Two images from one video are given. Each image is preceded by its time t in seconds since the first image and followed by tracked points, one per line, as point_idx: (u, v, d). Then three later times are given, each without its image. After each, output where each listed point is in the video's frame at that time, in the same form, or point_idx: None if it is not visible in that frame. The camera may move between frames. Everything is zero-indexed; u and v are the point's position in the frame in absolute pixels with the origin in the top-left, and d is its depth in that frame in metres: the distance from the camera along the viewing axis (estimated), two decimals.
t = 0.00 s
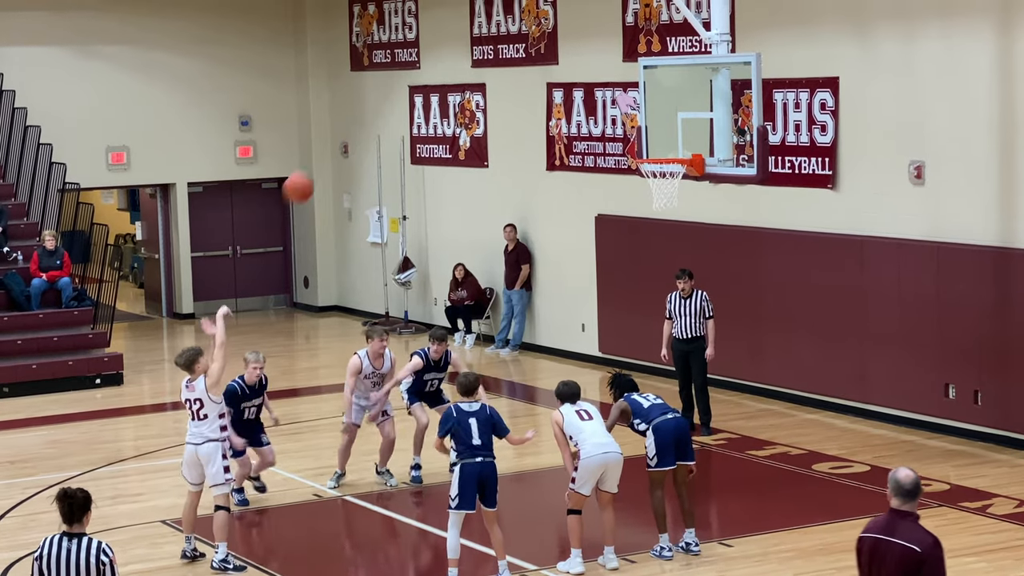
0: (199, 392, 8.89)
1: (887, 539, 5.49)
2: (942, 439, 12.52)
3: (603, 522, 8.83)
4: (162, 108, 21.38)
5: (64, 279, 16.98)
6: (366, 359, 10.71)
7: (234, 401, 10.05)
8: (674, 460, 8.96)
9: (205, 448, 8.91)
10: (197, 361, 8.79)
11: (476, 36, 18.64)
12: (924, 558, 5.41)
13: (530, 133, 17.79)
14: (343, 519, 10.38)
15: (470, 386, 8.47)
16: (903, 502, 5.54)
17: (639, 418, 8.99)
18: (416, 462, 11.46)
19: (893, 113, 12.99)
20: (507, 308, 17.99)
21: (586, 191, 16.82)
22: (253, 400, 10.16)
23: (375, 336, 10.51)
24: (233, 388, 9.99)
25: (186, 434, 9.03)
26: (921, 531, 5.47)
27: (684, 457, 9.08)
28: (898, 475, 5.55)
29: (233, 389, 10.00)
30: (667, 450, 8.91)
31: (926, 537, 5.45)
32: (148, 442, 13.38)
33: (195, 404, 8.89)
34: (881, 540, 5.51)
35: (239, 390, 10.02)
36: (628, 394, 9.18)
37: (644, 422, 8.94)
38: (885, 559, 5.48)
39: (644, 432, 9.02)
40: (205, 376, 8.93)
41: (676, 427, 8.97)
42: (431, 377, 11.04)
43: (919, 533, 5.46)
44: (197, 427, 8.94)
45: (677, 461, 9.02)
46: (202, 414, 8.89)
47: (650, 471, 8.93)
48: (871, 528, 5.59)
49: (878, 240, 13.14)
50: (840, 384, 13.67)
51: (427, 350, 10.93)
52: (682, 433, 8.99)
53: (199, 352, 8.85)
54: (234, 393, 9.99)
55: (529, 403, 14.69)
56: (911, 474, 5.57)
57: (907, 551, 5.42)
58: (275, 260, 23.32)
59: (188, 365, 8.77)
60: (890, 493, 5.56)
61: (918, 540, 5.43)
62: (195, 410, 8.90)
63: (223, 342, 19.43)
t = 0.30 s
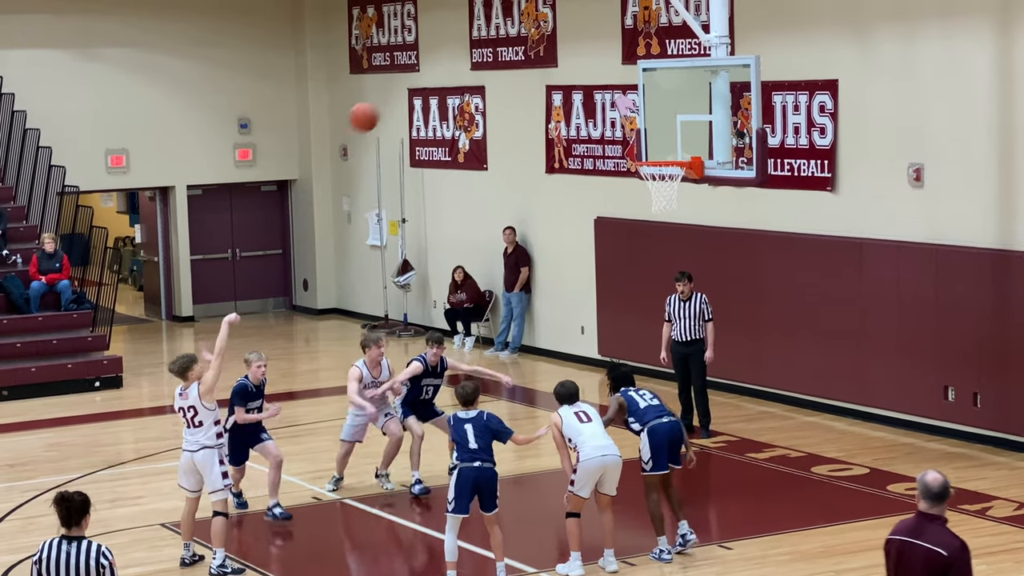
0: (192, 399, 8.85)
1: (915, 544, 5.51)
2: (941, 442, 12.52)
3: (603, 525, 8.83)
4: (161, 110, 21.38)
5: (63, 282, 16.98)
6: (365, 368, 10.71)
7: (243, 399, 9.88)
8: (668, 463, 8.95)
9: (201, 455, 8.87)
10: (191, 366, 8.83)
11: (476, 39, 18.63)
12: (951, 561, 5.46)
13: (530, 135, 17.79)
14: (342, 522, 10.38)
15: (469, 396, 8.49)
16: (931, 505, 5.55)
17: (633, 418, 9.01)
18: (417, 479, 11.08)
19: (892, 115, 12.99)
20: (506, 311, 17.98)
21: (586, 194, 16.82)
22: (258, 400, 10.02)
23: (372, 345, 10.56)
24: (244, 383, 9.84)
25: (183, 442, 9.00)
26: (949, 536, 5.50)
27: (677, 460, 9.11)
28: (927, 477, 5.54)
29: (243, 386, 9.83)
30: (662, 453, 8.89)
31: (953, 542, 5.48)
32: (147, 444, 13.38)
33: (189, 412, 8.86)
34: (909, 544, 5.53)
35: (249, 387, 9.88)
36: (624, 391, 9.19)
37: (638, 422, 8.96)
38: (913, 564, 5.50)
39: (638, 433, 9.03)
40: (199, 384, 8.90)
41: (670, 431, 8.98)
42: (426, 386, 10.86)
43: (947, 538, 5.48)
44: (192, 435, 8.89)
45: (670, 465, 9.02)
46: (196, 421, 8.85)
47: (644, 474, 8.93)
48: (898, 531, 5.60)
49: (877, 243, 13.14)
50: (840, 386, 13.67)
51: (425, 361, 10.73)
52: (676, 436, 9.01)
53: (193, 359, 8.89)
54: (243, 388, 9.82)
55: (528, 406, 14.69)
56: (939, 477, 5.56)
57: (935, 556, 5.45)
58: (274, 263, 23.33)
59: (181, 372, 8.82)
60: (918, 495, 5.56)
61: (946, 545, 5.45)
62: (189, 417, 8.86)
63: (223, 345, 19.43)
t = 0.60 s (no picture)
0: (186, 404, 8.81)
1: (941, 543, 5.49)
2: (940, 445, 12.53)
3: (604, 528, 8.82)
4: (160, 114, 21.38)
5: (62, 286, 16.98)
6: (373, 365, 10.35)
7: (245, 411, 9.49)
8: (657, 467, 9.04)
9: (195, 459, 8.86)
10: (186, 371, 8.80)
11: (475, 42, 18.64)
12: (979, 561, 5.42)
13: (529, 138, 17.79)
14: (342, 525, 10.37)
15: (479, 396, 8.48)
16: (958, 504, 5.52)
17: (625, 417, 9.07)
18: (423, 486, 10.96)
19: (891, 119, 13.00)
20: (506, 314, 17.98)
21: (585, 197, 16.82)
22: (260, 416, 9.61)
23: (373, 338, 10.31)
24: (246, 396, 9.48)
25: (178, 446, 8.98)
26: (976, 535, 5.47)
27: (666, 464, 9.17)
28: (953, 477, 5.50)
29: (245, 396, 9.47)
30: (650, 458, 8.98)
31: (981, 541, 5.45)
32: (146, 448, 13.38)
33: (182, 417, 8.82)
34: (935, 543, 5.51)
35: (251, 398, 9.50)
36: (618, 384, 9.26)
37: (629, 423, 9.03)
38: (940, 563, 5.49)
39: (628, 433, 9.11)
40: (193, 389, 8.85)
41: (659, 434, 9.04)
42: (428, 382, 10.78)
43: (974, 537, 5.46)
44: (186, 440, 8.87)
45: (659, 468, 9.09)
46: (190, 426, 8.81)
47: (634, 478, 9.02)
48: (924, 530, 5.58)
49: (876, 246, 13.15)
50: (838, 390, 13.68)
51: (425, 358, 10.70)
52: (665, 441, 9.07)
53: (188, 364, 8.87)
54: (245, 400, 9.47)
55: (527, 409, 14.69)
56: (965, 476, 5.52)
57: (963, 554, 5.43)
58: (273, 266, 23.33)
59: (176, 375, 8.78)
60: (944, 495, 5.52)
61: (974, 544, 5.44)
62: (183, 422, 8.82)
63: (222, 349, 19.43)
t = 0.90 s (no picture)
0: (179, 408, 8.83)
1: (962, 543, 5.59)
2: (939, 447, 12.52)
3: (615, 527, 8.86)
4: (158, 118, 21.38)
5: (61, 289, 16.98)
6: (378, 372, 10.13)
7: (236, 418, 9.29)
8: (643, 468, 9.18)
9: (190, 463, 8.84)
10: (181, 374, 8.82)
11: (473, 45, 18.63)
12: (1001, 561, 5.50)
13: (528, 141, 17.79)
14: (341, 529, 10.37)
15: (499, 398, 8.44)
16: (977, 504, 5.63)
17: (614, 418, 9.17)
18: (426, 485, 10.97)
19: (889, 121, 13.01)
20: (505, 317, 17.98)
21: (584, 199, 16.82)
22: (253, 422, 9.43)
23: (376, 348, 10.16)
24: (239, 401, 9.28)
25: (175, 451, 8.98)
26: (996, 534, 5.56)
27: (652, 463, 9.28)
28: (974, 478, 5.63)
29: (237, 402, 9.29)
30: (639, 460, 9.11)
31: (1002, 541, 5.54)
32: (145, 451, 13.37)
33: (176, 421, 8.84)
34: (956, 543, 5.60)
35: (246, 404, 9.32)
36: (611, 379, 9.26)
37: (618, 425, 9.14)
38: (960, 561, 5.58)
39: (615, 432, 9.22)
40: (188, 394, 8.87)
41: (646, 436, 9.18)
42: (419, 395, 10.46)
43: (995, 536, 5.55)
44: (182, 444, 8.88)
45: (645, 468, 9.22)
46: (183, 429, 8.82)
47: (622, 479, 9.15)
48: (944, 531, 5.68)
49: (874, 249, 13.15)
50: (837, 392, 13.68)
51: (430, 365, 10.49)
52: (652, 442, 9.19)
53: (183, 368, 8.88)
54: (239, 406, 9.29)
55: (525, 412, 14.69)
56: (985, 477, 5.65)
57: (984, 553, 5.51)
58: (272, 270, 23.32)
59: (169, 379, 8.80)
60: (964, 495, 5.65)
61: (995, 544, 5.52)
62: (177, 426, 8.84)
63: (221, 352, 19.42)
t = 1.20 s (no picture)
0: (174, 412, 8.79)
1: (978, 545, 5.68)
2: (937, 450, 12.53)
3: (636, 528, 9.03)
4: (157, 121, 21.38)
5: (59, 292, 16.99)
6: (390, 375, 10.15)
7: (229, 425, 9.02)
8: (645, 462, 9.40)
9: (186, 468, 8.84)
10: (177, 378, 8.77)
11: (471, 48, 18.65)
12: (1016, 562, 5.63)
13: (526, 144, 17.80)
14: (339, 532, 10.38)
15: (508, 413, 8.55)
16: (994, 506, 5.72)
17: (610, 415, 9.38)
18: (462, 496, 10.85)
19: (887, 124, 13.02)
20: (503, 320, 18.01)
21: (582, 201, 16.84)
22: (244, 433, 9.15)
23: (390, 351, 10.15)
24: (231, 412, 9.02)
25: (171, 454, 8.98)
26: (1012, 536, 5.67)
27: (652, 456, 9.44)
28: (990, 480, 5.71)
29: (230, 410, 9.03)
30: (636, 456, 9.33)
31: (1018, 542, 5.66)
32: (144, 455, 13.38)
33: (172, 425, 8.82)
34: (972, 545, 5.70)
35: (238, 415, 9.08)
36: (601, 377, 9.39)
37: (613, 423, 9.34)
38: (976, 561, 5.68)
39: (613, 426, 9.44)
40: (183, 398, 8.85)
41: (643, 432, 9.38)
42: (435, 388, 10.49)
43: (1010, 538, 5.65)
44: (178, 448, 8.87)
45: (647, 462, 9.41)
46: (179, 434, 8.81)
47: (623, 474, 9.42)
48: (960, 531, 5.77)
49: (872, 251, 13.17)
50: (835, 395, 13.70)
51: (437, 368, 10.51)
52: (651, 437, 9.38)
53: (179, 371, 8.83)
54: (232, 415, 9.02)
55: (524, 415, 14.70)
56: (1001, 479, 5.74)
57: (1001, 556, 5.63)
58: (270, 273, 23.33)
59: (165, 383, 8.75)
60: (981, 496, 5.73)
61: (1011, 547, 5.63)
62: (173, 430, 8.82)
63: (220, 355, 19.43)
